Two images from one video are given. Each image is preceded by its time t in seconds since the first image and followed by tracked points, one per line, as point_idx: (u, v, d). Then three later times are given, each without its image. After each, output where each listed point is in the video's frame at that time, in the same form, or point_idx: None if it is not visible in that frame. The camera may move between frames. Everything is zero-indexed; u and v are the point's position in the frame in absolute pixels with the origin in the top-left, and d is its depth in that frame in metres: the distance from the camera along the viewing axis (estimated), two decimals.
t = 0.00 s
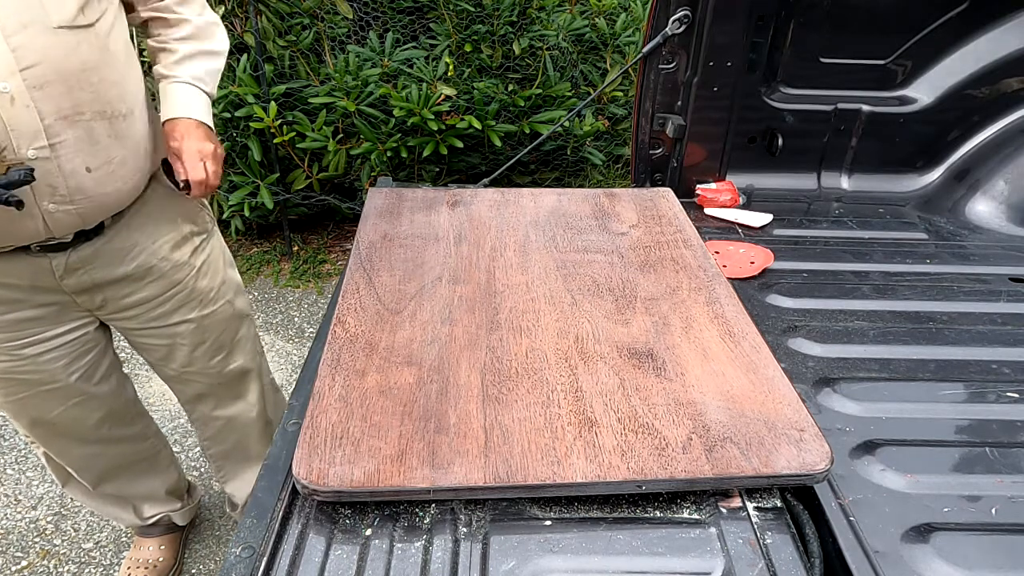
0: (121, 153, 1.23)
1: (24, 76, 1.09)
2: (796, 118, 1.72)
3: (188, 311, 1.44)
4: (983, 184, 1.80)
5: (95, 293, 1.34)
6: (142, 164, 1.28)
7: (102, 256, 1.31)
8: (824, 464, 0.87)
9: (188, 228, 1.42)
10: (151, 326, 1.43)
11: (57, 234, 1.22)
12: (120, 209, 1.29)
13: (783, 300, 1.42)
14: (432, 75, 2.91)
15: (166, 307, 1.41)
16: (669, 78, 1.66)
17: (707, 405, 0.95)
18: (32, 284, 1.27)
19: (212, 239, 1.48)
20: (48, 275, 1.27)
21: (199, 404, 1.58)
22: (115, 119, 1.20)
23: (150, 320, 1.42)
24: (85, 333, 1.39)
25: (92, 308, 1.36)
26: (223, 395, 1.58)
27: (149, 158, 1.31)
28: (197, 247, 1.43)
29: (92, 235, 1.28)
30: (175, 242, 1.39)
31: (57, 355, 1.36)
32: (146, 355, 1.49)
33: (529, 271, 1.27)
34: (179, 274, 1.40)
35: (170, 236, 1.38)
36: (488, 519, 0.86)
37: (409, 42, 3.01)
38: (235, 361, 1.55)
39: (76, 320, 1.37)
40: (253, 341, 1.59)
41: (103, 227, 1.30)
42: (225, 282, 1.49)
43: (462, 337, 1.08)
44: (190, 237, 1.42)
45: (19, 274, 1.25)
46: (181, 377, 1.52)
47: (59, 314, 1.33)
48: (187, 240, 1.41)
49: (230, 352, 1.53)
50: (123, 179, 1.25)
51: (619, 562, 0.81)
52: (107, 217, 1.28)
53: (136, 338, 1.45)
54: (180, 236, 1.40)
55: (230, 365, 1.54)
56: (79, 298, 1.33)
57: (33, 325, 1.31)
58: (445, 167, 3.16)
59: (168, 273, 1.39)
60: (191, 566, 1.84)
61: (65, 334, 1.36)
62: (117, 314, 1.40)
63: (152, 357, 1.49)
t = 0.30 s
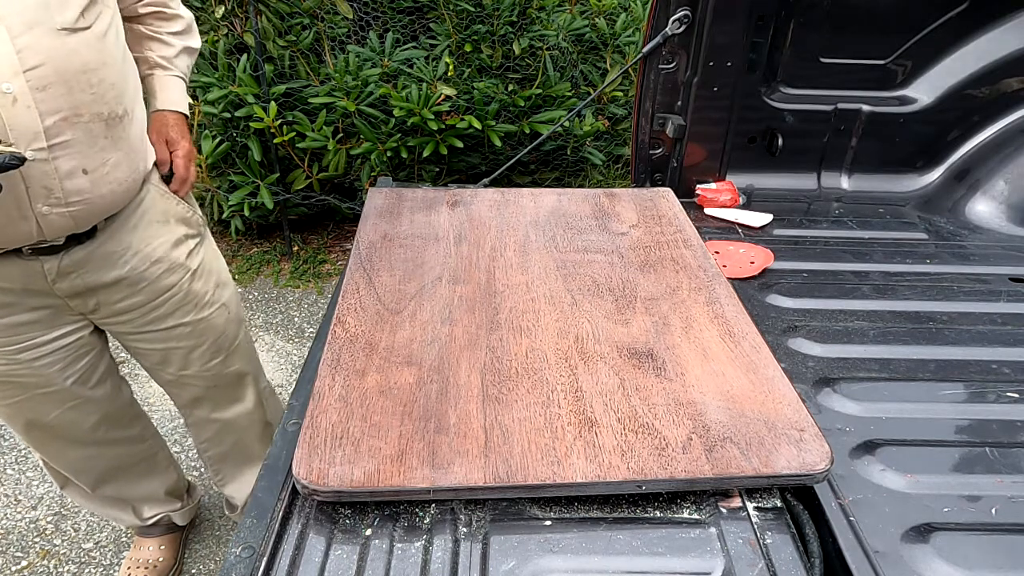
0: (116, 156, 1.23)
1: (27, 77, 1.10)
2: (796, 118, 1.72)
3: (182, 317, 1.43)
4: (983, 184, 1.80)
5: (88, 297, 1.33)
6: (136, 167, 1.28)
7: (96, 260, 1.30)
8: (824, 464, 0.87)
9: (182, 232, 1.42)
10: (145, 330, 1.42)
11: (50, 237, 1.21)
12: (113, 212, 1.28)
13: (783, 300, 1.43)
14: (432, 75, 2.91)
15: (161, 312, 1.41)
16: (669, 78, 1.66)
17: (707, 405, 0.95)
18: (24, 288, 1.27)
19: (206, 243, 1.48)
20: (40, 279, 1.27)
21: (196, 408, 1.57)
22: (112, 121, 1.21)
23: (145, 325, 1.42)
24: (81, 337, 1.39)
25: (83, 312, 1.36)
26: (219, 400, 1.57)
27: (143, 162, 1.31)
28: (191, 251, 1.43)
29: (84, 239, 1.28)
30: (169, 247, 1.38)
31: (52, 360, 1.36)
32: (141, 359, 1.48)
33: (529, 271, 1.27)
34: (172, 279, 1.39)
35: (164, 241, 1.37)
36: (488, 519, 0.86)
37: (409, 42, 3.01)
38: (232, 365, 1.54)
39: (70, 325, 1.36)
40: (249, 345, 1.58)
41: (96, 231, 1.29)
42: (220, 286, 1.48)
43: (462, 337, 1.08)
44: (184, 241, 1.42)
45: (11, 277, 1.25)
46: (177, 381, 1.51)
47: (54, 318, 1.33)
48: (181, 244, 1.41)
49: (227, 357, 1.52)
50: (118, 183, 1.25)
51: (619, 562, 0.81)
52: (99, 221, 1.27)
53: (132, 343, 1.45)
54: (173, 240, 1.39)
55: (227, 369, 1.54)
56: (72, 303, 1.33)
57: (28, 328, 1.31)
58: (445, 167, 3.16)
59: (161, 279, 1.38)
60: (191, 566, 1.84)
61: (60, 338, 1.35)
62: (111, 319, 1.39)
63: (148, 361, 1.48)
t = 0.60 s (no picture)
0: (114, 170, 1.24)
1: (29, 94, 1.09)
2: (796, 118, 1.72)
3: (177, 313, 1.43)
4: (983, 184, 1.80)
5: (80, 298, 1.34)
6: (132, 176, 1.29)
7: (86, 261, 1.30)
8: (824, 464, 0.87)
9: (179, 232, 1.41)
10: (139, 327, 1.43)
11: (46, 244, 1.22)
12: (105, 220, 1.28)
13: (783, 300, 1.42)
14: (432, 75, 2.91)
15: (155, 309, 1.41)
16: (669, 79, 1.66)
17: (707, 405, 0.95)
18: (15, 288, 1.27)
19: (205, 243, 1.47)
20: (31, 280, 1.27)
21: (190, 404, 1.57)
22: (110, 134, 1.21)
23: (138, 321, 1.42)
24: (72, 336, 1.39)
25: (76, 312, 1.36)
26: (213, 395, 1.57)
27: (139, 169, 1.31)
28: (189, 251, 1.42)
29: (76, 241, 1.28)
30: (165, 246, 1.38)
31: (44, 359, 1.36)
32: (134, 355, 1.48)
33: (529, 271, 1.27)
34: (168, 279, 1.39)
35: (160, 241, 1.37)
36: (488, 519, 0.86)
37: (408, 43, 3.01)
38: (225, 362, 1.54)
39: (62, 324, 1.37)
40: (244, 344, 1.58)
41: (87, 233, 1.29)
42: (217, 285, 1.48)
43: (462, 337, 1.08)
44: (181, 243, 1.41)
45: (3, 278, 1.25)
46: (170, 378, 1.51)
47: (45, 318, 1.34)
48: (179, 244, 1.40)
49: (221, 354, 1.52)
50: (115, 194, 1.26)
51: (619, 562, 0.81)
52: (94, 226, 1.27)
53: (125, 339, 1.45)
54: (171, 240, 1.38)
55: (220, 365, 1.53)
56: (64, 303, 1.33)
57: (19, 328, 1.32)
58: (445, 167, 3.16)
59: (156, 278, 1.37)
60: (191, 566, 1.84)
61: (50, 338, 1.36)
62: (105, 317, 1.39)
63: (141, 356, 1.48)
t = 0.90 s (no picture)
0: (110, 170, 1.23)
1: (14, 92, 1.08)
2: (796, 118, 1.72)
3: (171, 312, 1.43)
4: (983, 184, 1.80)
5: (77, 301, 1.34)
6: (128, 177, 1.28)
7: (82, 265, 1.30)
8: (824, 464, 0.87)
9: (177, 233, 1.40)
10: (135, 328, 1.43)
11: (37, 247, 1.22)
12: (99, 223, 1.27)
13: (783, 300, 1.42)
14: (432, 75, 2.91)
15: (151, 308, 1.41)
16: (669, 79, 1.66)
17: (707, 405, 0.95)
18: (13, 293, 1.26)
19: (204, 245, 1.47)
20: (27, 284, 1.27)
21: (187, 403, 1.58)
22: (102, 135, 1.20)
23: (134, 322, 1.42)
24: (70, 340, 1.39)
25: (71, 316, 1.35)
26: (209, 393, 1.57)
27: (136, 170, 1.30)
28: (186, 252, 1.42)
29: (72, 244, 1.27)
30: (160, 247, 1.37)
31: (41, 361, 1.36)
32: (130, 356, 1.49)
33: (529, 271, 1.27)
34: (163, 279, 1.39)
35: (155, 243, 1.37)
36: (488, 519, 0.86)
37: (409, 43, 3.01)
38: (221, 361, 1.54)
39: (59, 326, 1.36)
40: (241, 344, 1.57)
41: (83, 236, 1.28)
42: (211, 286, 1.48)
43: (462, 337, 1.08)
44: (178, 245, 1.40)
45: None
46: (167, 377, 1.52)
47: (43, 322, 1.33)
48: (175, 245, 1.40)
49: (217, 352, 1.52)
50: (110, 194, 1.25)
51: (618, 562, 0.81)
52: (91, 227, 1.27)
53: (122, 342, 1.45)
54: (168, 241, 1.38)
55: (216, 362, 1.53)
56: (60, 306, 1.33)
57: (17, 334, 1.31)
58: (445, 167, 3.16)
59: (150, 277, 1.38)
60: (191, 566, 1.84)
61: (47, 341, 1.36)
62: (101, 321, 1.39)
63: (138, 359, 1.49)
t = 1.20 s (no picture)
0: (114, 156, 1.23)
1: None
2: (796, 118, 1.72)
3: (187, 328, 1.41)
4: (983, 184, 1.80)
5: (92, 302, 1.34)
6: (134, 164, 1.29)
7: (97, 263, 1.30)
8: (824, 464, 0.87)
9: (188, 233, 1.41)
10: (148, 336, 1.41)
11: (51, 242, 1.21)
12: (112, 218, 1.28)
13: (783, 300, 1.42)
14: (432, 75, 2.91)
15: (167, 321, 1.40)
16: (669, 78, 1.66)
17: (707, 405, 0.95)
18: (29, 295, 1.27)
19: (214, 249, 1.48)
20: (43, 285, 1.27)
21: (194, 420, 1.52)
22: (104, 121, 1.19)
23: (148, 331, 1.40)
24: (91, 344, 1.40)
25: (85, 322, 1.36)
26: (221, 413, 1.54)
27: (143, 158, 1.32)
28: (200, 252, 1.43)
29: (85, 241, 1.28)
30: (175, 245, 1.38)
31: (58, 366, 1.37)
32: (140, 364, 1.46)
33: (529, 271, 1.27)
34: (178, 280, 1.38)
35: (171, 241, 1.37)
36: (488, 519, 0.86)
37: (409, 42, 3.01)
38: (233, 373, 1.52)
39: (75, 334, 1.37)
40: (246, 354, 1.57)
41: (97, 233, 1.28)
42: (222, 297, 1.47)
43: (462, 337, 1.08)
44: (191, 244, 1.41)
45: (13, 285, 1.25)
46: (179, 393, 1.48)
47: (59, 328, 1.34)
48: (188, 242, 1.41)
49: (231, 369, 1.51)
50: (118, 182, 1.25)
51: (619, 562, 0.81)
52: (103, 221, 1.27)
53: (135, 350, 1.44)
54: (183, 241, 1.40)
55: (230, 380, 1.52)
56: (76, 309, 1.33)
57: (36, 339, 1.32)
58: (445, 167, 3.15)
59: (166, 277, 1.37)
60: (191, 566, 1.84)
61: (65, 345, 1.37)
62: (115, 324, 1.39)
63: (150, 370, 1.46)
